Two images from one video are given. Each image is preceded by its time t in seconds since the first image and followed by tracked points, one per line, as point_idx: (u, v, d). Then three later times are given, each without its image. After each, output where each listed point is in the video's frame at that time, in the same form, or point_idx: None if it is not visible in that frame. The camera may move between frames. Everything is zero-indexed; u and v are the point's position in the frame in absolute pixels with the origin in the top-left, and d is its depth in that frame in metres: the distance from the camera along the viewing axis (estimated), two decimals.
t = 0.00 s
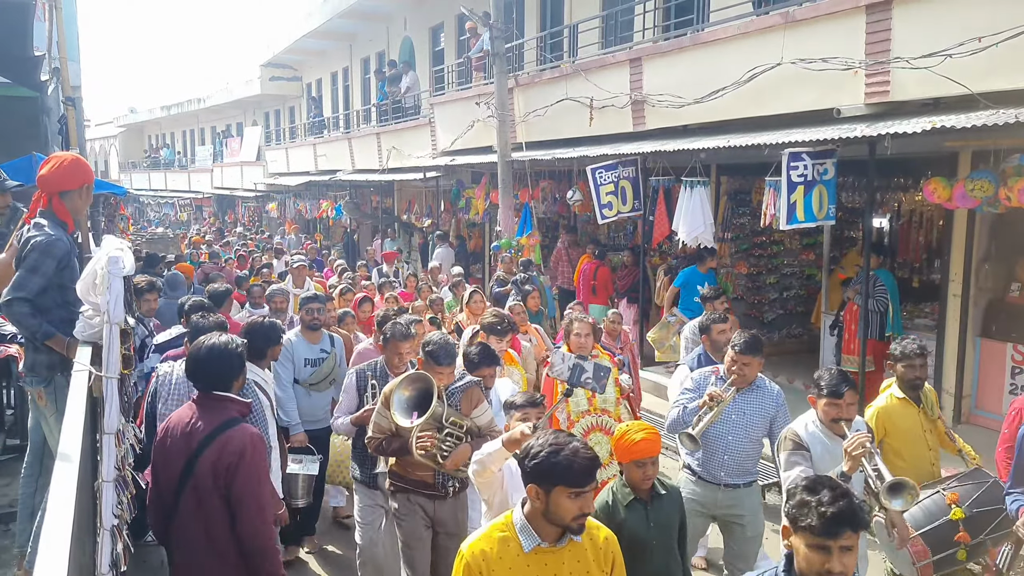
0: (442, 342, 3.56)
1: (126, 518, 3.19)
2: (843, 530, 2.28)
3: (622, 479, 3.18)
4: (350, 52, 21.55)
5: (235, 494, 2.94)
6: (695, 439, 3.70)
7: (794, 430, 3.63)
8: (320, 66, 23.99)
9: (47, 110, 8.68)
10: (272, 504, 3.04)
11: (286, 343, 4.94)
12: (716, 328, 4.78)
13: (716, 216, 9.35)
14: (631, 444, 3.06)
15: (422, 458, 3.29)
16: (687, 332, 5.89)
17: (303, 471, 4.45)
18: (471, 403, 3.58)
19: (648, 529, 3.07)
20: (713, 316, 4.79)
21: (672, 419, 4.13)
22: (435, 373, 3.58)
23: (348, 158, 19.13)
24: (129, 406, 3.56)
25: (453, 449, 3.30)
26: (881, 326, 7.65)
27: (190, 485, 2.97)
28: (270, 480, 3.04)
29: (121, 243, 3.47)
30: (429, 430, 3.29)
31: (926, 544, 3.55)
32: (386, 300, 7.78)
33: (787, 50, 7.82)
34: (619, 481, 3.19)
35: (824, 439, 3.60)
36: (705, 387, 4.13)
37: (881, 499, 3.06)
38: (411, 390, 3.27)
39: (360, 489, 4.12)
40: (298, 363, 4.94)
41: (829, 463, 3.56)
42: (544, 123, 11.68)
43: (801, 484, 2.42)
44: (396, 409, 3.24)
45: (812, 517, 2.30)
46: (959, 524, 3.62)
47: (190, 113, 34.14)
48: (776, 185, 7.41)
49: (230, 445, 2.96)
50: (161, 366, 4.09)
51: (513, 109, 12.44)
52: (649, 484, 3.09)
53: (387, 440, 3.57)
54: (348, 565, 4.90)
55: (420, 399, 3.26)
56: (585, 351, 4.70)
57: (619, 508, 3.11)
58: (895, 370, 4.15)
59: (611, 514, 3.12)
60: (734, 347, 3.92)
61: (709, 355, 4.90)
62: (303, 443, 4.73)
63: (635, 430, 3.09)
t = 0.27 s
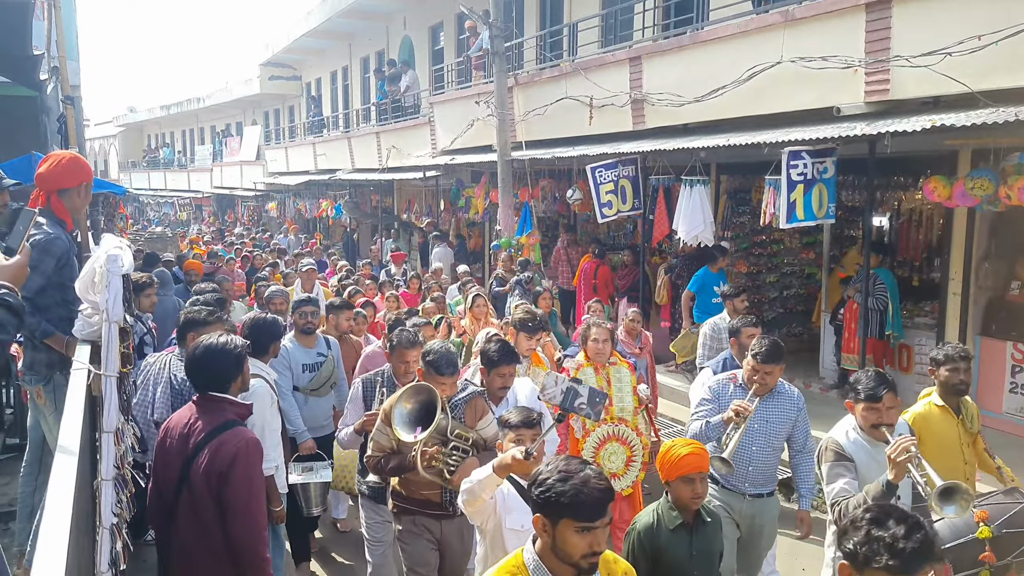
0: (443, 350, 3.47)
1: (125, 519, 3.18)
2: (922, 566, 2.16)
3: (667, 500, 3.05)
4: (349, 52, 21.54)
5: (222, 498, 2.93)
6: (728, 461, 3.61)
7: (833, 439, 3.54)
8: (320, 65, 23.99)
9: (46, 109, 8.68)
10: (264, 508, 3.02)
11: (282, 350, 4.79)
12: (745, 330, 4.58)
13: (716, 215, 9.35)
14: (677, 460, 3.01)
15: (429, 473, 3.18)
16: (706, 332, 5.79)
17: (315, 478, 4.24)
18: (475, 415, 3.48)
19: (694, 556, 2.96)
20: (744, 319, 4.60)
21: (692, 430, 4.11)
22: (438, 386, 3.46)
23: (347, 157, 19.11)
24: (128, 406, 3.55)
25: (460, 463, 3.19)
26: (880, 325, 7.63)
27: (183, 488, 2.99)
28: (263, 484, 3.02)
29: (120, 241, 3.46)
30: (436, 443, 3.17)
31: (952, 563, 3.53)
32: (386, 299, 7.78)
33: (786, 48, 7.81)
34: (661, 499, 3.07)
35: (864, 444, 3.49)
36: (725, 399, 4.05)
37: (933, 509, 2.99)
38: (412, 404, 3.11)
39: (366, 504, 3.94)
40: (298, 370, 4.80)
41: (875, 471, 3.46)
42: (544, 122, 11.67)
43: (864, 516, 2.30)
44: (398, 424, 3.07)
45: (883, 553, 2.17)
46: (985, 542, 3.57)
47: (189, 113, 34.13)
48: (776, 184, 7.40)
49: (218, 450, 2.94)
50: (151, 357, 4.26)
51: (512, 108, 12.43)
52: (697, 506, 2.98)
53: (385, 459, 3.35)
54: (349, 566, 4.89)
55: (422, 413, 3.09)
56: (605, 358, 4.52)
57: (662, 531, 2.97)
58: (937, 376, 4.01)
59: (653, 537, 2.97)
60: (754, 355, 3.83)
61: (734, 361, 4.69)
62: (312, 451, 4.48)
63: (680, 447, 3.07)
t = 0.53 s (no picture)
0: (443, 354, 3.47)
1: (124, 517, 3.17)
2: None
3: (699, 501, 2.93)
4: (349, 51, 21.52)
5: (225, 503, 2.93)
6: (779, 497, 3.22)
7: (870, 447, 3.37)
8: (320, 64, 23.96)
9: (44, 109, 8.67)
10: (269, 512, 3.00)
11: (282, 354, 4.66)
12: (773, 328, 4.63)
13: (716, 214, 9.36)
14: (705, 460, 2.87)
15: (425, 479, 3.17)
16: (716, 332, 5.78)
17: (324, 487, 4.26)
18: (475, 418, 3.59)
19: (728, 559, 2.82)
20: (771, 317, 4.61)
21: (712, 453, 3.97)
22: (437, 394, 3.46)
23: (347, 156, 19.11)
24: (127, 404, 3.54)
25: (461, 473, 3.14)
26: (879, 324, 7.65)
27: (190, 491, 3.01)
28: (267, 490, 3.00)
29: (119, 239, 3.45)
30: (434, 452, 3.16)
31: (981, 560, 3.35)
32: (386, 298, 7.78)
33: (786, 47, 7.80)
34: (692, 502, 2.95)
35: (901, 453, 3.33)
36: (743, 418, 3.91)
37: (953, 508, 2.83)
38: (409, 408, 3.03)
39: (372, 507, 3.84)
40: (300, 374, 4.66)
41: (910, 477, 3.29)
42: (543, 120, 11.67)
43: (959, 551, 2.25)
44: (395, 431, 2.98)
45: None
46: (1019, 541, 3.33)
47: (189, 112, 34.10)
48: (776, 183, 7.40)
49: (221, 454, 2.94)
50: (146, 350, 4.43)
51: (512, 107, 12.43)
52: (731, 507, 2.84)
53: (380, 469, 3.32)
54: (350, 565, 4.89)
55: (422, 419, 3.02)
56: (630, 358, 4.39)
57: (694, 532, 2.86)
58: (983, 374, 3.75)
59: (683, 540, 2.87)
60: (769, 368, 3.83)
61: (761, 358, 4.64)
62: (320, 459, 4.42)
63: (711, 447, 2.92)
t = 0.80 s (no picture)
0: (455, 360, 3.45)
1: (125, 517, 3.17)
2: None
3: (724, 529, 2.88)
4: (349, 51, 21.53)
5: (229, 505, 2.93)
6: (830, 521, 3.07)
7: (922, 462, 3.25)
8: (320, 65, 23.97)
9: (44, 109, 8.68)
10: (273, 515, 2.99)
11: (296, 364, 4.47)
12: (793, 334, 4.62)
13: (716, 214, 9.35)
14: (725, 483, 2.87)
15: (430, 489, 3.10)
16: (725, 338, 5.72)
17: (331, 504, 4.06)
18: (488, 429, 3.54)
19: None
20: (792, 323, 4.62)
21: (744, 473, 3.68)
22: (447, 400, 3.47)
23: (347, 156, 19.11)
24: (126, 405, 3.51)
25: (467, 486, 3.07)
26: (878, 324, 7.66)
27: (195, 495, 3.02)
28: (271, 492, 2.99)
29: (119, 239, 3.45)
30: (441, 462, 3.08)
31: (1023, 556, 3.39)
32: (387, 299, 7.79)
33: (786, 47, 7.80)
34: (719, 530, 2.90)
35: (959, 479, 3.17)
36: (770, 429, 3.73)
37: (941, 477, 2.92)
38: (416, 417, 3.12)
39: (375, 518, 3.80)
40: (313, 385, 4.51)
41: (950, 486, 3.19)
42: (543, 121, 11.67)
43: None
44: (401, 437, 3.10)
45: None
46: None
47: (189, 113, 34.11)
48: (776, 182, 7.39)
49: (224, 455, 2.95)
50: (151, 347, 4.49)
51: (512, 107, 12.43)
52: (755, 533, 2.78)
53: (387, 479, 3.29)
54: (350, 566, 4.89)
55: (429, 426, 3.10)
56: (652, 370, 4.33)
57: (722, 562, 2.81)
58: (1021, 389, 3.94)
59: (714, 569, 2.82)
60: (799, 377, 3.66)
61: (780, 365, 4.66)
62: (326, 474, 4.38)
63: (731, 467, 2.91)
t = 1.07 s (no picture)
0: (483, 363, 3.27)
1: (126, 517, 3.16)
2: None
3: (757, 552, 2.77)
4: (349, 51, 21.54)
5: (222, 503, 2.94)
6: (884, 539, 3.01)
7: (978, 455, 3.29)
8: (321, 65, 23.97)
9: (45, 110, 8.68)
10: (265, 514, 3.00)
11: (314, 367, 4.28)
12: (802, 341, 4.39)
13: (716, 213, 9.35)
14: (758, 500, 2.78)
15: (448, 499, 2.84)
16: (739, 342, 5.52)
17: (337, 515, 3.88)
18: (513, 446, 3.26)
19: None
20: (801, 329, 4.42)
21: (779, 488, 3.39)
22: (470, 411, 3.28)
23: (347, 156, 19.12)
24: (127, 404, 3.51)
25: (486, 498, 2.83)
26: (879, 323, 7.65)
27: (193, 490, 3.04)
28: (265, 491, 3.00)
29: (120, 240, 3.45)
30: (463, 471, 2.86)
31: None
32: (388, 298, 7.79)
33: (786, 46, 7.80)
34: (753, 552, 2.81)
35: (1018, 497, 3.19)
36: (811, 440, 3.42)
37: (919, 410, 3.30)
38: (443, 417, 2.93)
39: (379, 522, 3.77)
40: (330, 390, 4.31)
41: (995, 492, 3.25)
42: (544, 120, 11.67)
43: None
44: (423, 437, 2.89)
45: None
46: None
47: (190, 113, 34.12)
48: (776, 182, 7.39)
49: (222, 452, 2.97)
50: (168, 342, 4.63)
51: (512, 107, 12.43)
52: (788, 553, 2.69)
53: (406, 487, 3.19)
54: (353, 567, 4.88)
55: (455, 432, 2.91)
56: (671, 382, 4.19)
57: None
58: None
59: None
60: (843, 383, 3.38)
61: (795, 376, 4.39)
62: (334, 484, 4.16)
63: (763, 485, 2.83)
